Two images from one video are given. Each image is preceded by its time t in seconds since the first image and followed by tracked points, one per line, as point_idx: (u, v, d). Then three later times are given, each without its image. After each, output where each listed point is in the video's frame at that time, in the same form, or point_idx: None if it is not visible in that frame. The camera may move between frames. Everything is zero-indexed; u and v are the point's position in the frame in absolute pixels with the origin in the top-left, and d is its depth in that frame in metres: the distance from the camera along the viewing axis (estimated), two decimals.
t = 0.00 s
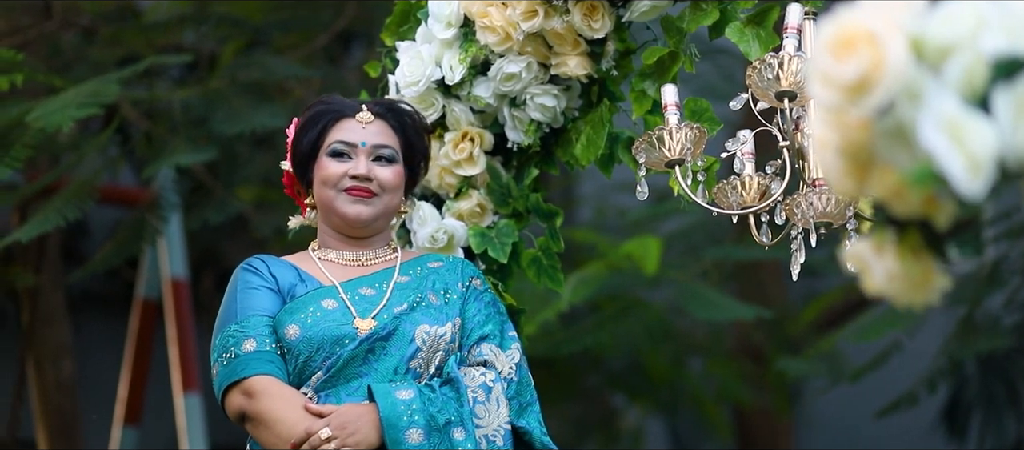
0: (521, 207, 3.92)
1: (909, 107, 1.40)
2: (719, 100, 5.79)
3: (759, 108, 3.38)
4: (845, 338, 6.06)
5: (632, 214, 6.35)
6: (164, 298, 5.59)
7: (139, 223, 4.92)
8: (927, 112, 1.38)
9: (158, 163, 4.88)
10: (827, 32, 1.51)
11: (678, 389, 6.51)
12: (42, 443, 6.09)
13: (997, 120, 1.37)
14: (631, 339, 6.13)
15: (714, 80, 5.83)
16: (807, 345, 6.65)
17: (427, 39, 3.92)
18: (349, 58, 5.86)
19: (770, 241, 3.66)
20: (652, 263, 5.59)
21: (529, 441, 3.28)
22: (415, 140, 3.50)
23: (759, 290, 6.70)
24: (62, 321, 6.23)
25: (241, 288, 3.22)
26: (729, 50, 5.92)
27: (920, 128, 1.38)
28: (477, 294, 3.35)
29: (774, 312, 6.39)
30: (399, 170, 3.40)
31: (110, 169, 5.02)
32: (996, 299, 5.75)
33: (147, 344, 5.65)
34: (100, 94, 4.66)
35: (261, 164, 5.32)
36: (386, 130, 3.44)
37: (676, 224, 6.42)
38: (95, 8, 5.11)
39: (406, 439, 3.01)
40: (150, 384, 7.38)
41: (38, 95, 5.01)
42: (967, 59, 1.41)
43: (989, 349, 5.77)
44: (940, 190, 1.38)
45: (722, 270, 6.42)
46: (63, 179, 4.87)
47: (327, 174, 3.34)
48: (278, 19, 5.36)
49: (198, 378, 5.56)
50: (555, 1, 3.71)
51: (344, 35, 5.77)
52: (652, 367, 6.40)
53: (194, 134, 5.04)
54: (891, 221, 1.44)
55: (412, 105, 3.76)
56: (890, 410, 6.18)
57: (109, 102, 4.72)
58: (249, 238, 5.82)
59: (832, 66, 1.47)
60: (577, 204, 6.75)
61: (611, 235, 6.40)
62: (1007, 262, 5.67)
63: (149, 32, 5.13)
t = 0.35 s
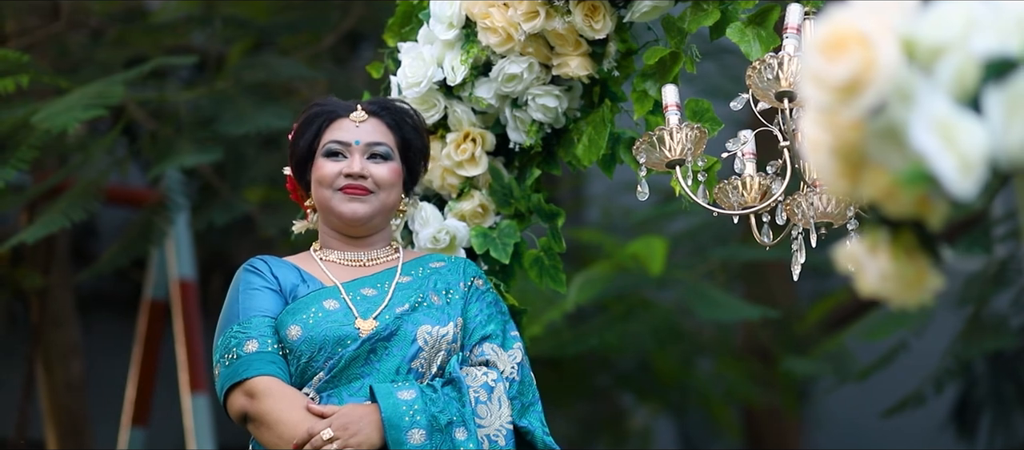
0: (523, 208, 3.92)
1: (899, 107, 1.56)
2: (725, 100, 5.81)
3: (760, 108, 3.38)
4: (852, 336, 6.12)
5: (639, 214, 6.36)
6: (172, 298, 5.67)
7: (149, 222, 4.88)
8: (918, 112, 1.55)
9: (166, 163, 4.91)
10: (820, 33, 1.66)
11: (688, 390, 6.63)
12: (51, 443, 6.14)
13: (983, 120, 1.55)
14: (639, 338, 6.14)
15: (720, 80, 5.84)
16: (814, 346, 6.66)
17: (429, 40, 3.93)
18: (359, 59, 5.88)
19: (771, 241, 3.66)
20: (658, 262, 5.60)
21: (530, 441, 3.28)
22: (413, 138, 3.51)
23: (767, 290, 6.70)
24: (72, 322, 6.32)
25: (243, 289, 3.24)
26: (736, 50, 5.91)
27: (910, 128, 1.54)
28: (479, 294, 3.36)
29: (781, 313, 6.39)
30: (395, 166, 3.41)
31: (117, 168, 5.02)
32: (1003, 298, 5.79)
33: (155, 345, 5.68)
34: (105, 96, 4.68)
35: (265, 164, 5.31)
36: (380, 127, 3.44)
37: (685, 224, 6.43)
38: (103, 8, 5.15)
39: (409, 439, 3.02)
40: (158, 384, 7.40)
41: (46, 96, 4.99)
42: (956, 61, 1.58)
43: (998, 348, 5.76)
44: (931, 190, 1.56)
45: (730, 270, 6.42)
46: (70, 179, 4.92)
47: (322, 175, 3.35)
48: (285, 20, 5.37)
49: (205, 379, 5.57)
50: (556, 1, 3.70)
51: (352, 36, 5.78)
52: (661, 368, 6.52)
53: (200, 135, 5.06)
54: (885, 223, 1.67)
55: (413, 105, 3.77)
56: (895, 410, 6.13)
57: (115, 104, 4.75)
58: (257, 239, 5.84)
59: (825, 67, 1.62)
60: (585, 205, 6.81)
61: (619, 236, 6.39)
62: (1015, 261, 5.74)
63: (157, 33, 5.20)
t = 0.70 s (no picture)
0: (524, 207, 3.94)
1: (889, 108, 1.70)
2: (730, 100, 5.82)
3: (760, 107, 3.39)
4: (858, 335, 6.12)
5: (645, 214, 6.37)
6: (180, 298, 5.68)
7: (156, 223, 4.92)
8: (908, 113, 1.68)
9: (171, 163, 4.93)
10: (812, 33, 1.79)
11: (697, 389, 6.55)
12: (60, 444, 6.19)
13: (971, 119, 1.68)
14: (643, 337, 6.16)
15: (725, 79, 5.85)
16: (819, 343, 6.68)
17: (430, 40, 3.94)
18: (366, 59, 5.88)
19: (772, 240, 3.67)
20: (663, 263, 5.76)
21: (532, 441, 3.30)
22: (414, 137, 3.53)
23: (775, 290, 6.69)
24: (81, 322, 6.30)
25: (245, 289, 3.25)
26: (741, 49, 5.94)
27: (901, 129, 1.67)
28: (480, 294, 3.38)
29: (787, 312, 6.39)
30: (396, 165, 3.43)
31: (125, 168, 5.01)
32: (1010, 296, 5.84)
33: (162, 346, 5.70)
34: (110, 96, 4.70)
35: (272, 164, 5.34)
36: (381, 126, 3.46)
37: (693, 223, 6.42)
38: (110, 9, 5.20)
39: (411, 439, 3.03)
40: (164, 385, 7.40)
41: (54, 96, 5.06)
42: (943, 62, 1.70)
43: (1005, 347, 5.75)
44: (919, 185, 1.71)
45: (738, 269, 6.39)
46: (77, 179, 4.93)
47: (323, 174, 3.37)
48: (290, 21, 5.37)
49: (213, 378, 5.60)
50: (556, 1, 3.72)
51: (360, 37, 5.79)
52: (671, 368, 6.48)
53: (205, 135, 5.06)
54: (876, 222, 1.83)
55: (414, 105, 3.79)
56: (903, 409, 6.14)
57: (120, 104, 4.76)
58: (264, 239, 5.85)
59: (817, 66, 1.75)
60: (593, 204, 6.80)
61: (626, 235, 6.38)
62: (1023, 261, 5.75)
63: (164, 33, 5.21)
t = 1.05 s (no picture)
0: (527, 207, 3.96)
1: (883, 106, 1.70)
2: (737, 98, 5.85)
3: (761, 106, 3.40)
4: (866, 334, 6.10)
5: (653, 212, 6.39)
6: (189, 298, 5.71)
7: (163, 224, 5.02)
8: (902, 111, 1.69)
9: (178, 163, 4.95)
10: (803, 33, 1.80)
11: (706, 388, 6.54)
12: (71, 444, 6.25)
13: (964, 117, 1.70)
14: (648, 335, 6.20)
15: (732, 78, 5.88)
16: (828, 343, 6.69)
17: (432, 39, 3.96)
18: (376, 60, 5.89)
19: (774, 240, 3.68)
20: (670, 260, 5.80)
21: (535, 440, 3.31)
22: (417, 137, 3.54)
23: (784, 290, 6.71)
24: (89, 321, 6.40)
25: (249, 289, 3.27)
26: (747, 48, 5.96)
27: (895, 127, 1.68)
28: (484, 293, 3.39)
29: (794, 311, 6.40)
30: (399, 165, 3.45)
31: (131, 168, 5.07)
32: (1017, 295, 5.81)
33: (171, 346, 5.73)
34: (117, 96, 4.73)
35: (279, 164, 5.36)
36: (384, 126, 3.48)
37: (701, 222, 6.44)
38: (118, 9, 5.38)
39: (414, 438, 3.05)
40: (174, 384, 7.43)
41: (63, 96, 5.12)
42: (938, 60, 1.72)
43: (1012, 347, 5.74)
44: (913, 186, 1.70)
45: (745, 268, 6.40)
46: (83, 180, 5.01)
47: (327, 174, 3.39)
48: (297, 21, 5.37)
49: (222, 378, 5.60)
50: (558, 1, 3.73)
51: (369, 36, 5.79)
52: (679, 366, 6.44)
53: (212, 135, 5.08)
54: (871, 221, 1.83)
55: (417, 104, 3.81)
56: (910, 408, 6.15)
57: (126, 105, 4.79)
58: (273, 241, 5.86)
59: (810, 65, 1.76)
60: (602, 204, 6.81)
61: (635, 235, 6.41)
62: None
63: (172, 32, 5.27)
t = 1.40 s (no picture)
0: (534, 208, 3.96)
1: (877, 106, 1.71)
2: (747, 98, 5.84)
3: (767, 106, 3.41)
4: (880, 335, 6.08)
5: (664, 213, 6.39)
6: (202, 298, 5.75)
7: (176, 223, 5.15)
8: (896, 111, 1.70)
9: (189, 164, 4.97)
10: (798, 32, 1.81)
11: (719, 389, 6.60)
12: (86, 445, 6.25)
13: (959, 117, 1.70)
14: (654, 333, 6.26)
15: (743, 78, 5.87)
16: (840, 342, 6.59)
17: (438, 40, 3.96)
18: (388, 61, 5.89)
19: (780, 241, 3.67)
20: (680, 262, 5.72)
21: (542, 441, 3.32)
22: (423, 138, 3.55)
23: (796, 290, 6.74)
24: (104, 322, 6.40)
25: (255, 290, 3.28)
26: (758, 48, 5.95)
27: (889, 127, 1.70)
28: (490, 294, 3.40)
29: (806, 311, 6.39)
30: (406, 166, 3.46)
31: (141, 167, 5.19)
32: None
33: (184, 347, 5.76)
34: (125, 98, 4.74)
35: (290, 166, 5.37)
36: (391, 127, 3.49)
37: (712, 222, 6.44)
38: (131, 10, 5.34)
39: (420, 439, 3.05)
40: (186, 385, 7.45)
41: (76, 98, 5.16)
42: (933, 60, 1.72)
43: None
44: (907, 185, 1.72)
45: (757, 268, 6.40)
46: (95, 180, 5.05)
47: (333, 175, 3.40)
48: (308, 21, 5.45)
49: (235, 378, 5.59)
50: (564, 1, 3.74)
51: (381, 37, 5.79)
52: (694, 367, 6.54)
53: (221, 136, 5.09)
54: (869, 222, 1.84)
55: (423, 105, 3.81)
56: (922, 409, 6.13)
57: (135, 106, 4.80)
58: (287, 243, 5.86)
59: (805, 65, 1.77)
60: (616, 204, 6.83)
61: (646, 235, 6.42)
62: None
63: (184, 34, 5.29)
